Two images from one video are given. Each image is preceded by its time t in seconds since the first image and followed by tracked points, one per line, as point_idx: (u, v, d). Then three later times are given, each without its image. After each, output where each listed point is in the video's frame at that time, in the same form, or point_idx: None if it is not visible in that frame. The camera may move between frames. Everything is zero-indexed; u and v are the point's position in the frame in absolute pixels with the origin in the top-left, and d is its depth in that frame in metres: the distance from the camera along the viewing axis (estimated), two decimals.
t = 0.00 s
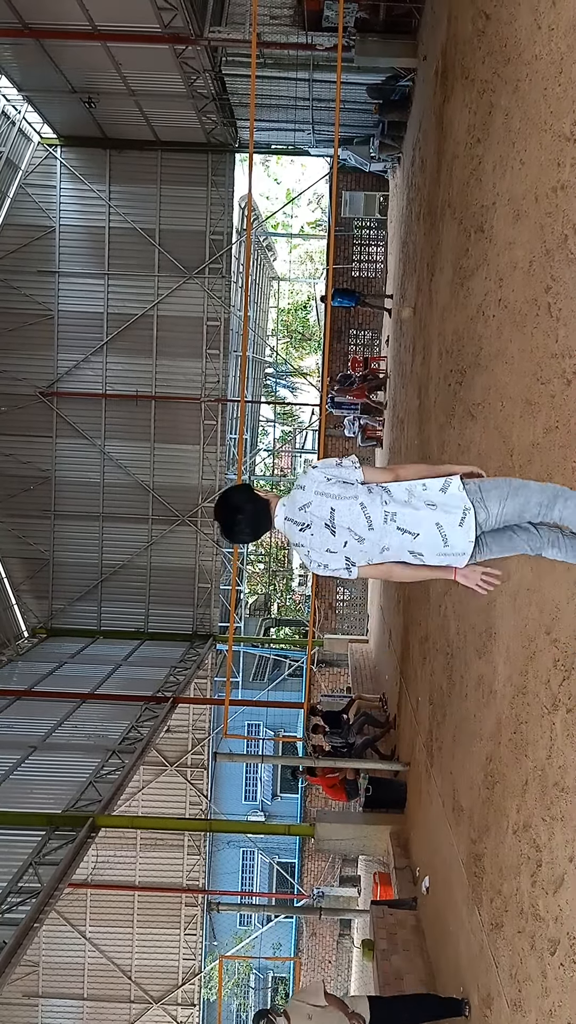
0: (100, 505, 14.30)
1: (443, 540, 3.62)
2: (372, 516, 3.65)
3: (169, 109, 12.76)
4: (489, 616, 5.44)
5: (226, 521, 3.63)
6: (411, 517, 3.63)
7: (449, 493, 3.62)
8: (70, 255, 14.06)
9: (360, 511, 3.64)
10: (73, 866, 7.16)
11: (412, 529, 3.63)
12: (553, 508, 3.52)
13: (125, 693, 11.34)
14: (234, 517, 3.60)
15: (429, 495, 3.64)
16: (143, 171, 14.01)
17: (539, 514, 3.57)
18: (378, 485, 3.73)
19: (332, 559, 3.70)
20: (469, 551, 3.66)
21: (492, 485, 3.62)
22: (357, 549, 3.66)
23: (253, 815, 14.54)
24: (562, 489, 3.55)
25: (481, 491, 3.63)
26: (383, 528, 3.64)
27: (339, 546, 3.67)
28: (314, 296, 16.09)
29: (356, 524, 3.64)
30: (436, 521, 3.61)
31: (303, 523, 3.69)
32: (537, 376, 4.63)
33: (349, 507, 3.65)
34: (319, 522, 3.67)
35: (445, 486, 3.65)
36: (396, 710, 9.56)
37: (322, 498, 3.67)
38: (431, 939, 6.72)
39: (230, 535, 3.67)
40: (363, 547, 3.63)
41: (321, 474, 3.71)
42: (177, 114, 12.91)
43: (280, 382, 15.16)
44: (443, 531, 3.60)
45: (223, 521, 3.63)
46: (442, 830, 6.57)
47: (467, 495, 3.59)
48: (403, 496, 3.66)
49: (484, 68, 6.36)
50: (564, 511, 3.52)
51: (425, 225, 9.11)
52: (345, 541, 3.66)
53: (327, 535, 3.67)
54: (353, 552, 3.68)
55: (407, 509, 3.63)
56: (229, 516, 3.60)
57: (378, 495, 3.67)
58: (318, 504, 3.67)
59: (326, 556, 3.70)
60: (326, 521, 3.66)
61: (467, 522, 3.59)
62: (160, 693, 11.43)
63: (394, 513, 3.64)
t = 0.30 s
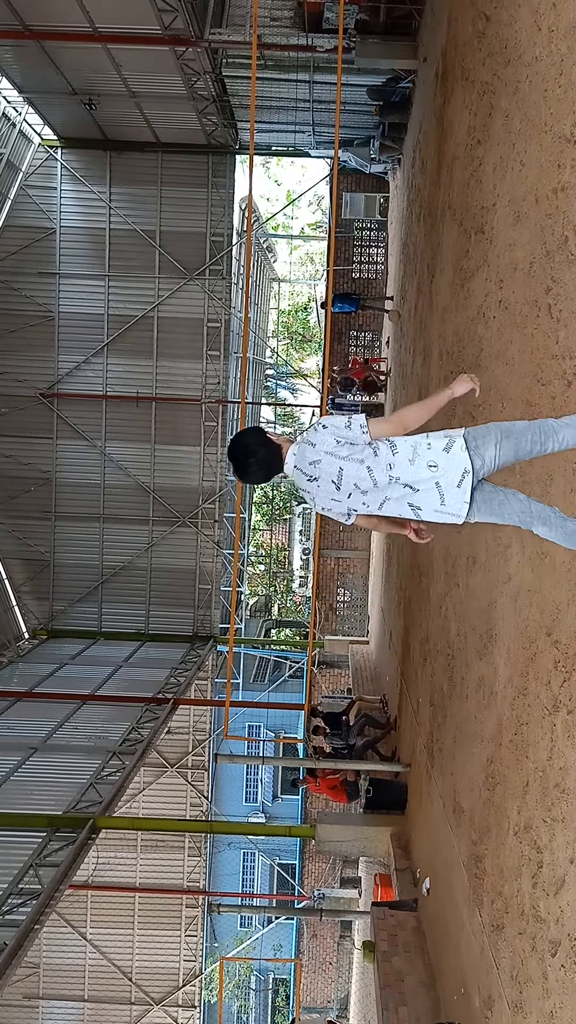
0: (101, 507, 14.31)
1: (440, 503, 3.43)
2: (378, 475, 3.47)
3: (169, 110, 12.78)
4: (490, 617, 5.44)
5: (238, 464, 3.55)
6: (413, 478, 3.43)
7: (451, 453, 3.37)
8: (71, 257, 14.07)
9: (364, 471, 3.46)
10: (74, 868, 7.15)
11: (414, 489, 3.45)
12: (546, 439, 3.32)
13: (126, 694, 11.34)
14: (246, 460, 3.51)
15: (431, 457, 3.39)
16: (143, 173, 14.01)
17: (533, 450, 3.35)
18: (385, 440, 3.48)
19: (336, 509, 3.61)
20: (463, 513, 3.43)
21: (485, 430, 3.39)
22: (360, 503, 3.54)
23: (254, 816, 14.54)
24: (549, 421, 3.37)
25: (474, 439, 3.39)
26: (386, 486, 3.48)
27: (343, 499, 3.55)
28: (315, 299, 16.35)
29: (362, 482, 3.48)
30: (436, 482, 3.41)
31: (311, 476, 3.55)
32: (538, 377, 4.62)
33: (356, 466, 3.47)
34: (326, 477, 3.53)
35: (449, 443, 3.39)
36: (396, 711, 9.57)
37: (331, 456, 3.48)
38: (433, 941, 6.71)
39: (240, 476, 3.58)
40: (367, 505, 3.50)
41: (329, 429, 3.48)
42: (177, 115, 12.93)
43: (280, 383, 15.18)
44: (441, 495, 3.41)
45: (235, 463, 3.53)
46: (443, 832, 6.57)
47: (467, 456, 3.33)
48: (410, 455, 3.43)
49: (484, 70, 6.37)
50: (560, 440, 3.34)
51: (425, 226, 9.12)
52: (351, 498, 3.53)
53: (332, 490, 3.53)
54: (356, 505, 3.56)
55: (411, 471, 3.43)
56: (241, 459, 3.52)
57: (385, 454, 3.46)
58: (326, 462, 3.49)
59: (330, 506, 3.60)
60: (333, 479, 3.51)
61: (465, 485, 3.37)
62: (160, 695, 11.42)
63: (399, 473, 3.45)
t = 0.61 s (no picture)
0: (102, 508, 14.31)
1: (436, 428, 3.65)
2: (378, 399, 3.64)
3: (170, 111, 12.79)
4: (490, 617, 5.45)
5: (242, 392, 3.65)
6: (411, 405, 3.63)
7: (447, 383, 3.62)
8: (71, 258, 14.08)
9: (366, 396, 3.62)
10: (74, 870, 7.14)
11: (412, 414, 3.64)
12: (535, 390, 3.57)
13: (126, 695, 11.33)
14: (251, 389, 3.61)
15: (431, 383, 3.62)
16: (143, 174, 14.02)
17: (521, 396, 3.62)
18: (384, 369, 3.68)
19: (333, 436, 3.72)
20: (456, 440, 3.68)
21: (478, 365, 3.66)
22: (358, 430, 3.68)
23: (254, 816, 14.52)
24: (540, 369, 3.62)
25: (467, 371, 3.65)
26: (385, 412, 3.65)
27: (342, 425, 3.68)
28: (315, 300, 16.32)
29: (361, 408, 3.64)
30: (433, 409, 3.63)
31: (312, 402, 3.67)
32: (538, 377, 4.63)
33: (358, 391, 3.62)
34: (328, 403, 3.65)
35: (446, 373, 3.63)
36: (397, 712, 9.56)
37: (334, 381, 3.62)
38: (434, 943, 6.69)
39: (245, 407, 3.69)
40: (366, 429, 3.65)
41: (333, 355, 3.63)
42: (178, 117, 12.94)
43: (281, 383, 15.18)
44: (437, 420, 3.63)
45: (239, 393, 3.64)
46: (443, 833, 6.57)
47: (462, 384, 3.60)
48: (409, 383, 3.63)
49: (484, 71, 6.38)
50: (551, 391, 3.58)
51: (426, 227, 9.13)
52: (350, 422, 3.67)
53: (333, 415, 3.66)
54: (354, 432, 3.69)
55: (411, 396, 3.62)
56: (245, 387, 3.62)
57: (385, 380, 3.65)
58: (329, 387, 3.62)
59: (329, 433, 3.72)
60: (335, 404, 3.64)
61: (461, 411, 3.62)
62: (161, 697, 11.41)
63: (398, 399, 3.64)
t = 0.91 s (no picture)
0: (102, 508, 14.32)
1: (440, 374, 3.77)
2: (382, 349, 3.82)
3: (170, 112, 12.80)
4: (491, 617, 5.46)
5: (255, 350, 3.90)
6: (414, 351, 3.77)
7: (449, 329, 3.72)
8: (72, 259, 14.10)
9: (370, 348, 3.82)
10: (76, 869, 7.14)
11: (415, 361, 3.79)
12: (527, 366, 3.52)
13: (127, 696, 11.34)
14: (262, 346, 3.87)
15: (431, 330, 3.74)
16: (144, 175, 14.03)
17: (515, 366, 3.59)
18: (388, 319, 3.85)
19: (344, 389, 3.95)
20: (463, 384, 3.77)
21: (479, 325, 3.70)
22: (366, 382, 3.88)
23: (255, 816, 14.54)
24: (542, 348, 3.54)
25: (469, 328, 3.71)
26: (390, 361, 3.82)
27: (351, 377, 3.89)
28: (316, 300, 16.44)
29: (367, 359, 3.84)
30: (436, 355, 3.75)
31: (320, 358, 3.91)
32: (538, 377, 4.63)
33: (362, 344, 3.82)
34: (335, 357, 3.88)
35: (447, 320, 3.73)
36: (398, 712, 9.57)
37: (338, 337, 3.85)
38: (435, 944, 6.69)
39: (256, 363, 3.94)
40: (373, 378, 3.84)
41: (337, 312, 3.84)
42: (178, 117, 12.95)
43: (281, 384, 15.21)
44: (440, 365, 3.75)
45: (251, 349, 3.89)
46: (444, 834, 6.57)
47: (464, 330, 3.68)
48: (411, 332, 3.77)
49: (484, 72, 6.39)
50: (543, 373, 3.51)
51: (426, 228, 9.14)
52: (357, 373, 3.87)
53: (341, 369, 3.88)
54: (363, 383, 3.90)
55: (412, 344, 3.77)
56: (257, 345, 3.86)
57: (388, 330, 3.81)
58: (334, 342, 3.86)
59: (339, 387, 3.94)
60: (341, 357, 3.86)
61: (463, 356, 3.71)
62: (162, 697, 11.40)
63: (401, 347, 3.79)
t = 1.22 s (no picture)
0: (103, 507, 14.33)
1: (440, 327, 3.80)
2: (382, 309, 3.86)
3: (170, 111, 12.80)
4: (492, 616, 5.45)
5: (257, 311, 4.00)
6: (413, 308, 3.80)
7: (446, 288, 3.72)
8: (72, 258, 14.10)
9: (371, 310, 3.86)
10: (77, 868, 7.15)
11: (416, 316, 3.81)
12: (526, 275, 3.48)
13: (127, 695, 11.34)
14: (264, 307, 3.95)
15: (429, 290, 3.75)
16: (144, 174, 14.03)
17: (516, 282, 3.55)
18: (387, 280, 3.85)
19: (350, 346, 4.02)
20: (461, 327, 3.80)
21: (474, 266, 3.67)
22: (371, 338, 3.94)
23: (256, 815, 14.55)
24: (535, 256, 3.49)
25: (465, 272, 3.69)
26: (391, 318, 3.86)
27: (355, 335, 3.96)
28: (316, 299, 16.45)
29: (369, 318, 3.88)
30: (435, 309, 3.77)
31: (324, 320, 3.97)
32: (539, 376, 4.64)
33: (363, 307, 3.86)
34: (339, 319, 3.93)
35: (443, 280, 3.73)
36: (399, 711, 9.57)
37: (340, 304, 3.89)
38: (436, 942, 6.70)
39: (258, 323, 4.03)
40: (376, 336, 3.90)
41: (337, 280, 3.87)
42: (178, 116, 12.95)
43: (282, 383, 15.23)
44: (439, 319, 3.78)
45: (253, 309, 3.98)
46: (445, 833, 6.58)
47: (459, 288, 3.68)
48: (409, 291, 3.79)
49: (484, 70, 6.39)
50: (531, 280, 3.46)
51: (426, 227, 9.14)
52: (362, 332, 3.93)
53: (346, 330, 3.95)
54: (367, 339, 3.96)
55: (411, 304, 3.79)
56: (259, 305, 3.95)
57: (387, 291, 3.83)
58: (336, 307, 3.90)
59: (345, 344, 4.02)
60: (345, 320, 3.92)
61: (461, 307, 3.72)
62: (162, 696, 11.40)
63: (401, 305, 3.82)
